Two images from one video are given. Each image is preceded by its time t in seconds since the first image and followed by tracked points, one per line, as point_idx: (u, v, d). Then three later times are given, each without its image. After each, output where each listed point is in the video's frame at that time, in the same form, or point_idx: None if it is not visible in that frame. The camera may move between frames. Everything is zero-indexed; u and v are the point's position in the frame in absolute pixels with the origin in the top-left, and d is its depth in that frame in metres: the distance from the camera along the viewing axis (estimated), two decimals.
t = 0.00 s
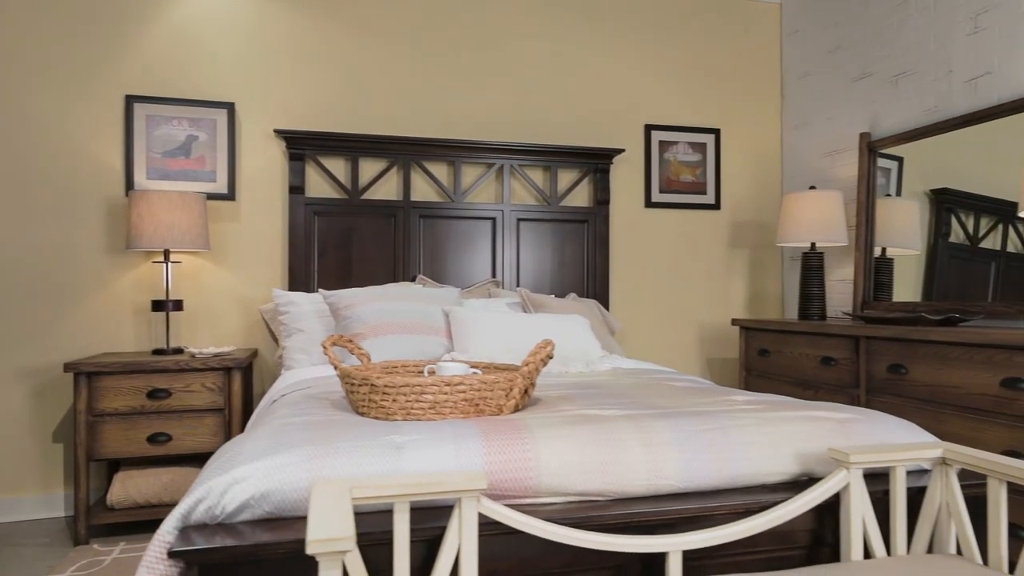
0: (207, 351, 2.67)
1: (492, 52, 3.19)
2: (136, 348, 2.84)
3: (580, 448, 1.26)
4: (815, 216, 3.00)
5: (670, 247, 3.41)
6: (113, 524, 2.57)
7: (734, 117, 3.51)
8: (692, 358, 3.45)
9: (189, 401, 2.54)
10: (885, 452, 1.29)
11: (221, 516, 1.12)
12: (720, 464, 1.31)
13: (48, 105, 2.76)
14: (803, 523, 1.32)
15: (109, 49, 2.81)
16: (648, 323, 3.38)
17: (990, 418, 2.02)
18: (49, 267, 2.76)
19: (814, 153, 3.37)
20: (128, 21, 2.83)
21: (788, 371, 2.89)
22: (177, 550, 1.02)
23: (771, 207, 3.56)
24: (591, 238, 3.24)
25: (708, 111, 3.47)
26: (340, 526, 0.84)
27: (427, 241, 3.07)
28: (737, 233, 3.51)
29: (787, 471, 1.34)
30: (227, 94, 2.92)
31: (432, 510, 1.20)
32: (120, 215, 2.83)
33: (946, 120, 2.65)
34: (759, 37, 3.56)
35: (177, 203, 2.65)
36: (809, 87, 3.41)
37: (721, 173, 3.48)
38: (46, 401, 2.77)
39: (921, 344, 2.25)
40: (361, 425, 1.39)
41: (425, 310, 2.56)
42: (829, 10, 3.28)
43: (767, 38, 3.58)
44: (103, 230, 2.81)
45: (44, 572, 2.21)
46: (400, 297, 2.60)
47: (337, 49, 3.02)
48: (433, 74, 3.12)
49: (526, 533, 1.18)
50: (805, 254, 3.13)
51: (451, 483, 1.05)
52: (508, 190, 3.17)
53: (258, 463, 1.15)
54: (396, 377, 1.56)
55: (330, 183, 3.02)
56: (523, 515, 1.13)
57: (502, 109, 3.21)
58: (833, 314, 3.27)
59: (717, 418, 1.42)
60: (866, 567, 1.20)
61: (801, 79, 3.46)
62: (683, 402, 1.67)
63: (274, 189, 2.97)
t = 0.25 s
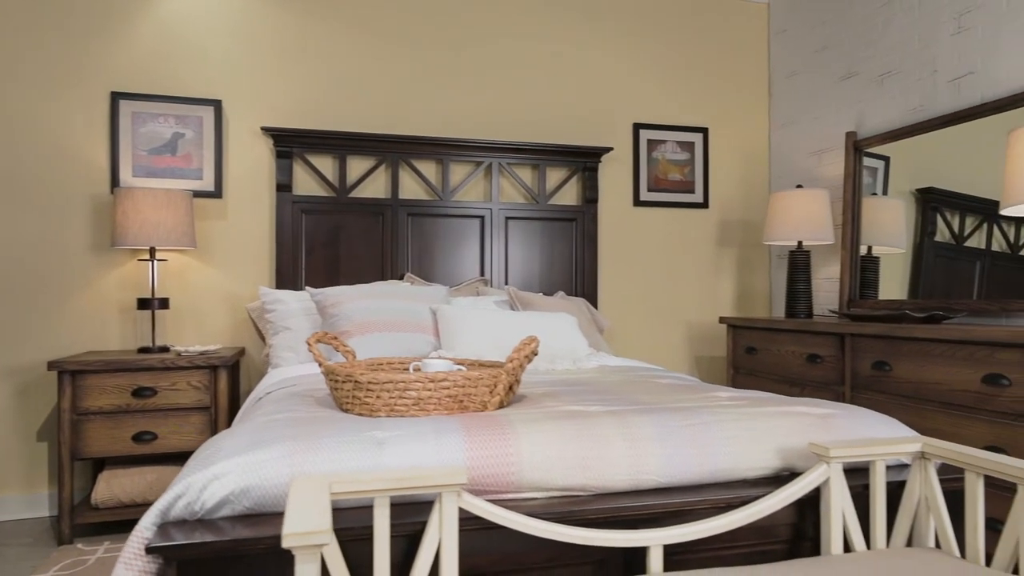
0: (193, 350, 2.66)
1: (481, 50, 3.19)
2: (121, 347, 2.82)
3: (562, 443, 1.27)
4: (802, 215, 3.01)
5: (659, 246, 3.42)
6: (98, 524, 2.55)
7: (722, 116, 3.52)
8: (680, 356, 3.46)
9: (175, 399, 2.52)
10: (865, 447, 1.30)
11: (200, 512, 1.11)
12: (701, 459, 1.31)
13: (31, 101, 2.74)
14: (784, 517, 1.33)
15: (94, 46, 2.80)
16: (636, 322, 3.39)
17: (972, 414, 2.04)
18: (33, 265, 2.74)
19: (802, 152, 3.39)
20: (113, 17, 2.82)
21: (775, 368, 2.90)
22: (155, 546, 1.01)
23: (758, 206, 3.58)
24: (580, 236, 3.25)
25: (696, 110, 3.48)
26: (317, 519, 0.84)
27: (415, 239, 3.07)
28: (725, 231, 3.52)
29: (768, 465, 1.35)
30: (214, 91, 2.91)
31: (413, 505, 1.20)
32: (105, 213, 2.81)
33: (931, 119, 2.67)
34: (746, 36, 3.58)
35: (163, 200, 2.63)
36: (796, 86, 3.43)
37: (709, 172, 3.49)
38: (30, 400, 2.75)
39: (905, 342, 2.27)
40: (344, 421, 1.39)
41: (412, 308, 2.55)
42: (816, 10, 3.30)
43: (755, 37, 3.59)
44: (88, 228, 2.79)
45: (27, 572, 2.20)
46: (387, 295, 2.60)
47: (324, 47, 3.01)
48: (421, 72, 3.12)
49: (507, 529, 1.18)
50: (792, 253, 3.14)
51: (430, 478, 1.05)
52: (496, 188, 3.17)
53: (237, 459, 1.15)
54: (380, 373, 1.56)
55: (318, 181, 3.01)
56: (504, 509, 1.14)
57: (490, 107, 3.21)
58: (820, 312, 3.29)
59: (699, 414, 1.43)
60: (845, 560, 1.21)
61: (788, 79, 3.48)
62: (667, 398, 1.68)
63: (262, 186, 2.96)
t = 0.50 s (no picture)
0: (183, 348, 2.65)
1: (472, 49, 3.19)
2: (110, 346, 2.81)
3: (549, 438, 1.27)
4: (792, 214, 3.03)
5: (650, 245, 3.43)
6: (86, 523, 2.54)
7: (714, 115, 3.54)
8: (672, 355, 3.47)
9: (164, 398, 2.51)
10: (851, 442, 1.31)
11: (184, 508, 1.11)
12: (688, 455, 1.32)
13: (20, 98, 2.72)
14: (770, 512, 1.34)
15: (83, 43, 2.78)
16: (627, 320, 3.40)
17: (958, 411, 2.05)
18: (21, 263, 2.73)
19: (792, 152, 3.40)
20: (102, 14, 2.80)
21: (765, 367, 2.92)
22: (138, 542, 1.01)
23: (749, 205, 3.59)
24: (571, 235, 3.25)
25: (687, 110, 3.49)
26: (298, 514, 0.84)
27: (406, 238, 3.06)
28: (716, 230, 3.54)
29: (755, 461, 1.35)
30: (204, 89, 2.90)
31: (399, 501, 1.20)
32: (94, 211, 2.79)
33: (919, 119, 2.69)
34: (737, 36, 3.59)
35: (152, 198, 2.62)
36: (786, 86, 3.44)
37: (700, 171, 3.50)
38: (17, 399, 2.73)
39: (893, 340, 2.28)
40: (331, 418, 1.39)
41: (402, 306, 2.55)
42: (806, 10, 3.32)
43: (746, 37, 3.61)
44: (77, 226, 2.77)
45: (14, 571, 2.18)
46: (377, 294, 2.60)
47: (315, 45, 3.01)
48: (412, 71, 3.12)
49: (494, 524, 1.18)
50: (782, 251, 3.16)
51: (416, 474, 1.06)
52: (488, 187, 3.17)
53: (223, 456, 1.14)
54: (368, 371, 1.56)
55: (309, 179, 3.01)
56: (490, 505, 1.14)
57: (481, 106, 3.21)
58: (810, 311, 3.30)
59: (687, 410, 1.43)
60: (831, 555, 1.21)
61: (779, 78, 3.49)
62: (655, 396, 1.68)
63: (252, 184, 2.95)
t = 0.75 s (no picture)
0: (170, 346, 2.64)
1: (462, 47, 3.19)
2: (96, 344, 2.79)
3: (532, 433, 1.27)
4: (779, 212, 3.04)
5: (639, 243, 3.44)
6: (72, 522, 2.52)
7: (703, 114, 3.55)
8: (661, 353, 3.48)
9: (151, 396, 2.50)
10: (833, 436, 1.32)
11: (165, 503, 1.10)
12: (671, 449, 1.32)
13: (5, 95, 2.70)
14: (754, 506, 1.34)
15: (69, 39, 2.76)
16: (617, 318, 3.41)
17: (942, 407, 2.07)
18: (6, 260, 2.71)
19: (781, 150, 3.42)
20: (88, 10, 2.78)
21: (753, 364, 2.93)
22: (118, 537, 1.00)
23: (738, 203, 3.60)
24: (561, 233, 3.25)
25: (677, 109, 3.50)
26: (275, 508, 0.84)
27: (396, 236, 3.06)
28: (706, 228, 3.55)
29: (739, 455, 1.36)
30: (191, 86, 2.89)
31: (383, 496, 1.20)
32: (81, 208, 2.77)
33: (906, 118, 2.71)
34: (727, 35, 3.61)
35: (139, 195, 2.61)
36: (775, 84, 3.46)
37: (690, 170, 3.51)
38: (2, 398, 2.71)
39: (879, 337, 2.30)
40: (315, 414, 1.38)
41: (391, 304, 2.55)
42: (794, 9, 3.33)
43: (735, 36, 3.62)
44: (63, 224, 2.76)
45: None
46: (366, 292, 2.60)
47: (304, 42, 3.00)
48: (401, 68, 3.12)
49: (477, 518, 1.18)
50: (770, 249, 3.17)
51: (398, 468, 1.06)
52: (477, 185, 3.17)
53: (204, 450, 1.14)
54: (354, 367, 1.56)
55: (298, 177, 3.00)
56: (473, 499, 1.14)
57: (471, 104, 3.21)
58: (799, 308, 3.32)
59: (671, 405, 1.43)
60: (813, 548, 1.22)
61: (768, 77, 3.51)
62: (641, 391, 1.68)
63: (240, 182, 2.94)
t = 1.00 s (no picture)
0: (158, 344, 2.63)
1: (452, 45, 3.19)
2: (84, 342, 2.78)
3: (517, 427, 1.27)
4: (768, 210, 3.06)
5: (630, 241, 3.45)
6: (58, 521, 2.50)
7: (693, 113, 3.56)
8: (651, 350, 3.49)
9: (139, 393, 2.49)
10: (816, 430, 1.33)
11: (147, 498, 1.10)
12: (656, 443, 1.33)
13: None
14: (738, 500, 1.35)
15: (56, 35, 2.75)
16: (607, 316, 3.41)
17: (927, 402, 2.08)
18: None
19: (770, 149, 3.44)
20: (75, 6, 2.77)
21: (742, 361, 2.94)
22: (99, 531, 1.00)
23: (728, 202, 3.62)
24: (551, 231, 3.26)
25: (667, 107, 3.51)
26: (257, 500, 0.84)
27: (386, 233, 3.06)
28: (696, 227, 3.56)
29: (723, 450, 1.36)
30: (180, 83, 2.87)
31: (367, 490, 1.20)
32: (68, 205, 2.76)
33: (893, 116, 2.73)
34: (716, 35, 3.62)
35: (127, 192, 2.60)
36: (764, 83, 3.47)
37: (680, 168, 3.53)
38: None
39: (866, 333, 2.31)
40: (300, 409, 1.38)
41: (380, 301, 2.55)
42: (783, 9, 3.35)
43: (725, 36, 3.64)
44: (50, 221, 2.74)
45: None
46: (355, 289, 2.59)
47: (293, 39, 3.00)
48: (392, 66, 3.12)
49: (461, 512, 1.18)
50: (759, 247, 3.19)
51: (381, 462, 1.06)
52: (467, 183, 3.17)
53: (187, 445, 1.14)
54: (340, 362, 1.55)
55: (287, 175, 2.99)
56: (456, 493, 1.14)
57: (461, 102, 3.21)
58: (788, 306, 3.34)
59: (657, 400, 1.44)
60: (797, 541, 1.22)
61: (757, 76, 3.53)
62: (627, 387, 1.69)
63: (229, 179, 2.93)
